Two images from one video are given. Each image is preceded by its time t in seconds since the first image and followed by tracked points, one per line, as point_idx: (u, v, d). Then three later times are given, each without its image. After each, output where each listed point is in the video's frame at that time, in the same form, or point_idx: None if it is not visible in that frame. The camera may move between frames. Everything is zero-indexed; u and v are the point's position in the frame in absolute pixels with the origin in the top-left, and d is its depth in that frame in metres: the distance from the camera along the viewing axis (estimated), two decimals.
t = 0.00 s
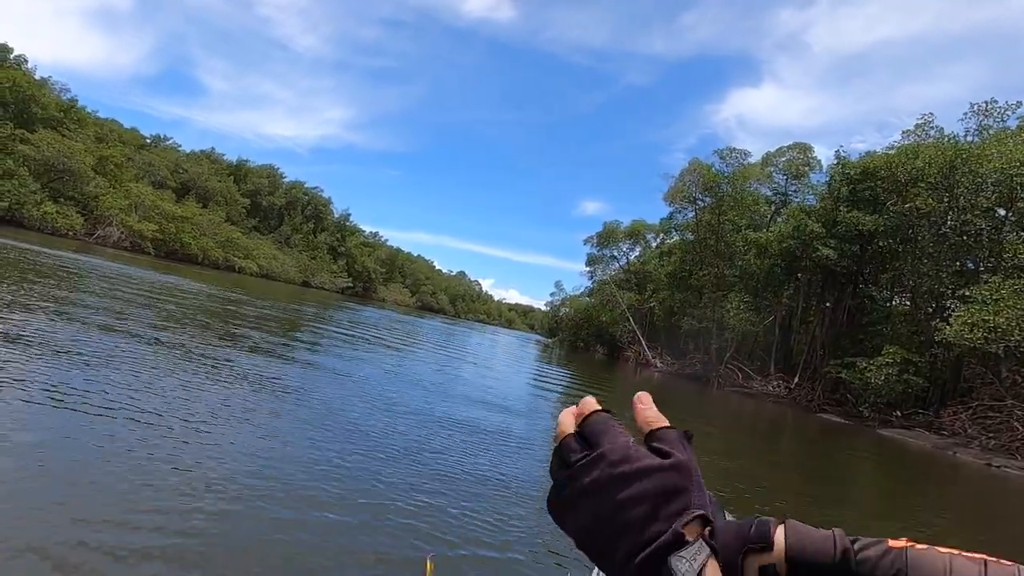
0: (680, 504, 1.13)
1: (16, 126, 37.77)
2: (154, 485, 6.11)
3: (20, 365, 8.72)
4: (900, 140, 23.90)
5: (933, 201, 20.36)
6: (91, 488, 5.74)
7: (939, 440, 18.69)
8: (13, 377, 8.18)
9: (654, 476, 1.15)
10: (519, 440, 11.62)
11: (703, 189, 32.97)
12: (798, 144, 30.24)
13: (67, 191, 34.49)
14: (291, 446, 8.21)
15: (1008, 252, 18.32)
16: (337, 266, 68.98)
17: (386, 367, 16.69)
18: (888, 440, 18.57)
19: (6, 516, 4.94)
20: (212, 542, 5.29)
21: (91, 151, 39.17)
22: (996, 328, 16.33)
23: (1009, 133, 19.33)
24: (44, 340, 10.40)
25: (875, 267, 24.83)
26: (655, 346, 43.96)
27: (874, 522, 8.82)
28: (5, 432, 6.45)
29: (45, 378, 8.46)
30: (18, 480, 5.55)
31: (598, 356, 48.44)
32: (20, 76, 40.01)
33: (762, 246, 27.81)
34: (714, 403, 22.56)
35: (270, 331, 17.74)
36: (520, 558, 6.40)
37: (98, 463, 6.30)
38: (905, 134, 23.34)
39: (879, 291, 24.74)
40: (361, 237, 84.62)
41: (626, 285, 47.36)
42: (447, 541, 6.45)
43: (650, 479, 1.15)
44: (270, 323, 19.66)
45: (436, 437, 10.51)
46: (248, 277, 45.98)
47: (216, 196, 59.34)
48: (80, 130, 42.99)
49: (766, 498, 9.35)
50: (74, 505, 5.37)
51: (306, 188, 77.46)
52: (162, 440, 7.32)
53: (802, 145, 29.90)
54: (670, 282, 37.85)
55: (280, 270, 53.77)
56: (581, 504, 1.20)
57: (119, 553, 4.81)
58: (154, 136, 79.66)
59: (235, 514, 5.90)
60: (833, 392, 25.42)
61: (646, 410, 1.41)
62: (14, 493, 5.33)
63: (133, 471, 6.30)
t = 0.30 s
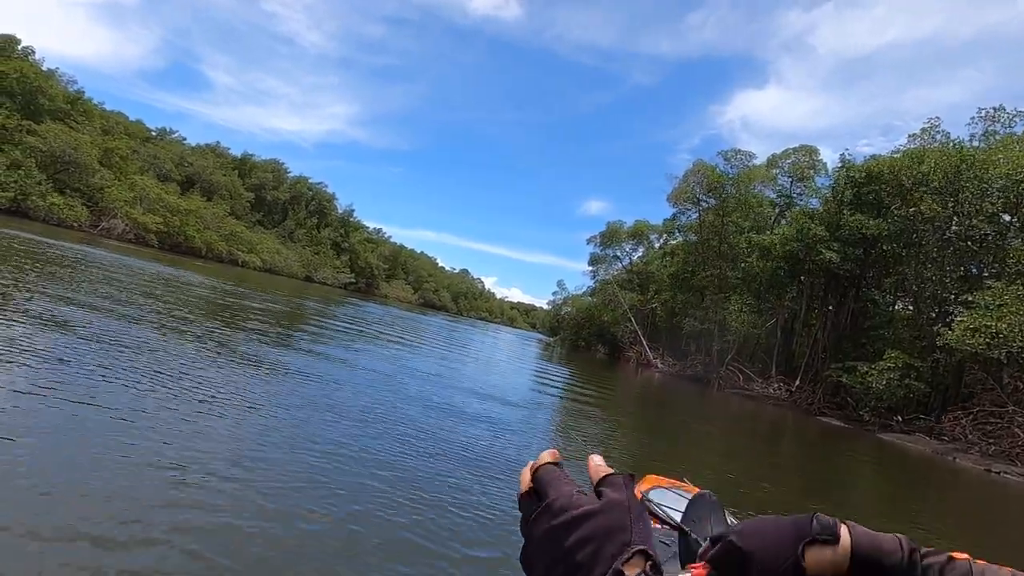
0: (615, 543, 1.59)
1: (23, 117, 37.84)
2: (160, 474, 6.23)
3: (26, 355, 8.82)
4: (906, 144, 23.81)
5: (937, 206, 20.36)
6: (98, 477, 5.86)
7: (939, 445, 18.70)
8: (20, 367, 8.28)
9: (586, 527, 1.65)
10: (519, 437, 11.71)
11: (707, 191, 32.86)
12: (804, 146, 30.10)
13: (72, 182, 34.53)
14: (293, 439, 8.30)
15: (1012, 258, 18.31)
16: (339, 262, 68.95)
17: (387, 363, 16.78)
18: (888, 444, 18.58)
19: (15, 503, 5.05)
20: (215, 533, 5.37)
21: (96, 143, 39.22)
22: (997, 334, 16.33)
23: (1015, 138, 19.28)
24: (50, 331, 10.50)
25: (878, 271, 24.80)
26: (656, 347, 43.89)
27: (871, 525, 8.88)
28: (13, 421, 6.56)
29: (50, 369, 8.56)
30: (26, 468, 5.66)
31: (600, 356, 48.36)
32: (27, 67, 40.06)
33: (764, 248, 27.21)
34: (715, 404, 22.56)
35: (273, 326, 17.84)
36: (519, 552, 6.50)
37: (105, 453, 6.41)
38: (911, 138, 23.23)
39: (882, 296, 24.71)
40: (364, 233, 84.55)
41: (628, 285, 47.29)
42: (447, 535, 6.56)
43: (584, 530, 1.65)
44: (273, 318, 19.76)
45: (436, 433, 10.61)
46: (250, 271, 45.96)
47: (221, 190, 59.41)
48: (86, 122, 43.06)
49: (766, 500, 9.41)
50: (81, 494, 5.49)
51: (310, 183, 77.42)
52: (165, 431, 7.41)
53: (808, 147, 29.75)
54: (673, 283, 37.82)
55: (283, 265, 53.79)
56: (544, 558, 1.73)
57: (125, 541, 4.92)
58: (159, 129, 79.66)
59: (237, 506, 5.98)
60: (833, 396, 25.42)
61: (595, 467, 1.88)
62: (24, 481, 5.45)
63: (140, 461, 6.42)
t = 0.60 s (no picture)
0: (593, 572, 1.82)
1: (25, 121, 37.97)
2: (159, 476, 6.26)
3: (27, 359, 8.85)
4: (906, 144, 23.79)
5: (937, 206, 20.38)
6: (97, 479, 5.88)
7: (940, 445, 18.68)
8: (21, 369, 8.32)
9: (566, 557, 1.88)
10: (519, 438, 11.72)
11: (707, 191, 32.83)
12: (805, 146, 30.02)
13: (74, 186, 34.62)
14: (294, 441, 8.33)
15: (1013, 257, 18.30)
16: (341, 264, 69.03)
17: (388, 364, 16.82)
18: (889, 444, 18.54)
19: (13, 503, 5.09)
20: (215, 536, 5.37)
21: (98, 146, 39.33)
22: (998, 333, 16.31)
23: (1016, 137, 19.25)
24: (52, 334, 10.53)
25: (878, 271, 24.81)
26: (658, 347, 43.84)
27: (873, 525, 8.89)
28: (13, 423, 6.58)
29: (52, 372, 8.59)
30: (25, 470, 5.68)
31: (601, 357, 48.38)
32: (28, 71, 40.18)
33: (765, 248, 27.19)
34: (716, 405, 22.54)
35: (274, 328, 17.89)
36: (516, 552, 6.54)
37: (104, 454, 6.43)
38: (911, 137, 23.21)
39: (883, 295, 24.69)
40: (365, 235, 84.61)
41: (629, 286, 47.18)
42: (445, 534, 6.58)
43: (563, 560, 1.88)
44: (274, 319, 19.81)
45: (435, 433, 10.62)
46: (252, 273, 46.03)
47: (222, 192, 59.54)
48: (87, 126, 43.17)
49: (768, 500, 9.42)
50: (80, 494, 5.52)
51: (310, 185, 77.48)
52: (166, 434, 7.43)
53: (809, 147, 29.66)
54: (674, 283, 37.81)
55: (284, 267, 53.85)
56: None
57: (122, 542, 4.94)
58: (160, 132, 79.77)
59: (238, 507, 5.99)
60: (835, 396, 25.41)
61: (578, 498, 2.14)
62: (24, 482, 5.47)
63: (139, 463, 6.45)
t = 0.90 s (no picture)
0: None
1: (24, 133, 38.10)
2: (159, 484, 6.26)
3: (29, 369, 8.87)
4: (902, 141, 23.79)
5: (934, 203, 20.39)
6: (97, 488, 5.88)
7: (942, 441, 18.65)
8: (22, 379, 8.35)
9: (649, 559, 1.64)
10: (520, 441, 11.69)
11: (705, 191, 32.86)
12: (803, 145, 29.86)
13: (74, 196, 34.74)
14: (297, 447, 8.33)
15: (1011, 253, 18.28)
16: (341, 270, 69.12)
17: (390, 369, 16.84)
18: (891, 441, 18.52)
19: (12, 512, 5.08)
20: (219, 543, 5.36)
21: (98, 157, 39.47)
22: (999, 328, 16.29)
23: (1012, 132, 19.23)
24: (53, 344, 10.54)
25: (877, 268, 24.80)
26: (659, 348, 43.85)
27: (877, 523, 8.86)
28: (12, 434, 6.59)
29: (54, 381, 8.62)
30: (24, 479, 5.69)
31: (602, 358, 48.43)
32: (27, 82, 40.32)
33: (766, 248, 26.97)
34: (718, 405, 22.52)
35: (274, 335, 17.89)
36: (518, 556, 6.51)
37: (105, 463, 6.43)
38: (907, 134, 23.20)
39: (883, 293, 24.66)
40: (365, 240, 84.71)
41: (629, 288, 47.13)
42: (446, 539, 6.56)
43: (645, 561, 1.65)
44: (275, 326, 19.81)
45: (436, 438, 10.59)
46: (252, 281, 46.11)
47: (221, 200, 59.71)
48: (86, 136, 43.33)
49: (772, 499, 9.39)
50: (80, 503, 5.51)
51: (310, 192, 77.62)
52: (169, 442, 7.44)
53: (807, 146, 29.49)
54: (673, 284, 37.86)
55: (285, 274, 54.00)
56: None
57: (120, 548, 4.94)
58: (159, 141, 79.93)
59: (241, 515, 5.97)
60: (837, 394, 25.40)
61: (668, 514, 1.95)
62: (24, 493, 5.46)
63: (139, 471, 6.44)
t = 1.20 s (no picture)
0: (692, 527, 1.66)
1: (25, 137, 38.20)
2: (160, 487, 6.25)
3: (32, 372, 8.92)
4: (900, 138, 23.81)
5: (933, 199, 20.41)
6: (99, 491, 5.88)
7: (943, 437, 18.67)
8: (25, 383, 8.41)
9: (678, 503, 1.74)
10: (522, 441, 11.67)
11: (705, 190, 32.86)
12: (802, 143, 29.95)
13: (75, 200, 34.78)
14: (298, 448, 8.37)
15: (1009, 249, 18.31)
16: (341, 271, 69.21)
17: (391, 370, 16.86)
18: (892, 438, 18.54)
19: (12, 516, 5.08)
20: (222, 543, 5.40)
21: (98, 160, 39.55)
22: (998, 324, 16.31)
23: (1010, 129, 19.25)
24: (55, 348, 10.59)
25: (877, 265, 24.80)
26: (660, 347, 43.84)
27: (876, 521, 8.88)
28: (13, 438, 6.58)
29: (57, 385, 8.67)
30: (25, 483, 5.68)
31: (603, 357, 48.50)
32: (27, 87, 40.42)
33: (765, 245, 27.01)
34: (719, 403, 22.53)
35: (276, 337, 17.90)
36: (520, 556, 6.49)
37: (106, 467, 6.43)
38: (905, 132, 23.23)
39: (883, 290, 24.66)
40: (365, 241, 84.79)
41: (629, 287, 47.06)
42: (449, 540, 6.54)
43: (674, 505, 1.75)
44: (276, 328, 19.81)
45: (437, 438, 10.55)
46: (253, 283, 46.17)
47: (222, 203, 59.82)
48: (87, 140, 43.40)
49: (772, 497, 9.41)
50: (81, 506, 5.50)
51: (310, 194, 77.71)
52: (171, 443, 7.48)
53: (807, 143, 29.58)
54: (674, 283, 37.87)
55: (285, 276, 54.10)
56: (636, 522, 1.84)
57: (124, 549, 4.97)
58: (159, 144, 80.02)
59: (243, 515, 6.01)
60: (838, 391, 25.45)
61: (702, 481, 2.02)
62: (28, 494, 5.50)
63: (140, 474, 6.43)
